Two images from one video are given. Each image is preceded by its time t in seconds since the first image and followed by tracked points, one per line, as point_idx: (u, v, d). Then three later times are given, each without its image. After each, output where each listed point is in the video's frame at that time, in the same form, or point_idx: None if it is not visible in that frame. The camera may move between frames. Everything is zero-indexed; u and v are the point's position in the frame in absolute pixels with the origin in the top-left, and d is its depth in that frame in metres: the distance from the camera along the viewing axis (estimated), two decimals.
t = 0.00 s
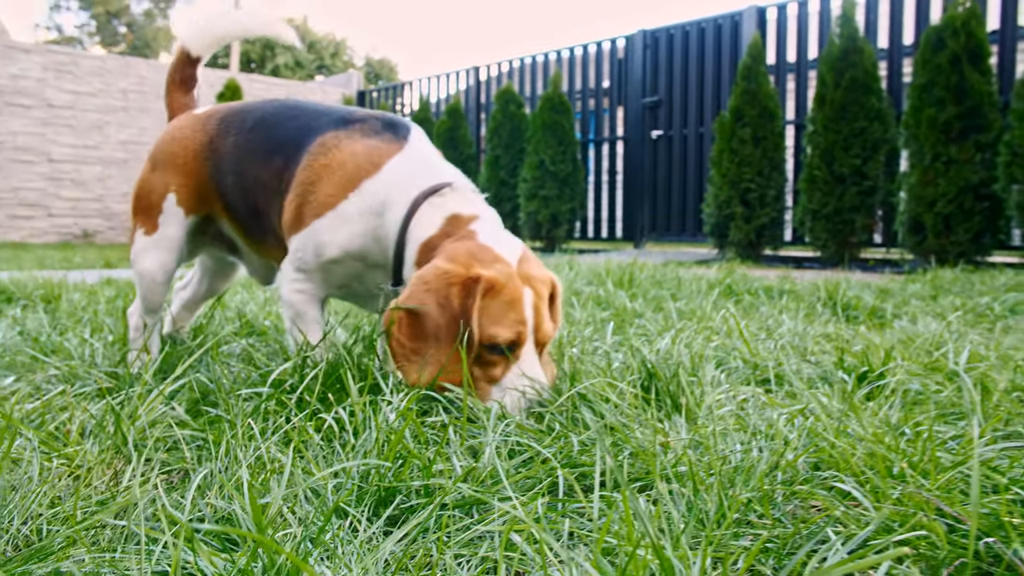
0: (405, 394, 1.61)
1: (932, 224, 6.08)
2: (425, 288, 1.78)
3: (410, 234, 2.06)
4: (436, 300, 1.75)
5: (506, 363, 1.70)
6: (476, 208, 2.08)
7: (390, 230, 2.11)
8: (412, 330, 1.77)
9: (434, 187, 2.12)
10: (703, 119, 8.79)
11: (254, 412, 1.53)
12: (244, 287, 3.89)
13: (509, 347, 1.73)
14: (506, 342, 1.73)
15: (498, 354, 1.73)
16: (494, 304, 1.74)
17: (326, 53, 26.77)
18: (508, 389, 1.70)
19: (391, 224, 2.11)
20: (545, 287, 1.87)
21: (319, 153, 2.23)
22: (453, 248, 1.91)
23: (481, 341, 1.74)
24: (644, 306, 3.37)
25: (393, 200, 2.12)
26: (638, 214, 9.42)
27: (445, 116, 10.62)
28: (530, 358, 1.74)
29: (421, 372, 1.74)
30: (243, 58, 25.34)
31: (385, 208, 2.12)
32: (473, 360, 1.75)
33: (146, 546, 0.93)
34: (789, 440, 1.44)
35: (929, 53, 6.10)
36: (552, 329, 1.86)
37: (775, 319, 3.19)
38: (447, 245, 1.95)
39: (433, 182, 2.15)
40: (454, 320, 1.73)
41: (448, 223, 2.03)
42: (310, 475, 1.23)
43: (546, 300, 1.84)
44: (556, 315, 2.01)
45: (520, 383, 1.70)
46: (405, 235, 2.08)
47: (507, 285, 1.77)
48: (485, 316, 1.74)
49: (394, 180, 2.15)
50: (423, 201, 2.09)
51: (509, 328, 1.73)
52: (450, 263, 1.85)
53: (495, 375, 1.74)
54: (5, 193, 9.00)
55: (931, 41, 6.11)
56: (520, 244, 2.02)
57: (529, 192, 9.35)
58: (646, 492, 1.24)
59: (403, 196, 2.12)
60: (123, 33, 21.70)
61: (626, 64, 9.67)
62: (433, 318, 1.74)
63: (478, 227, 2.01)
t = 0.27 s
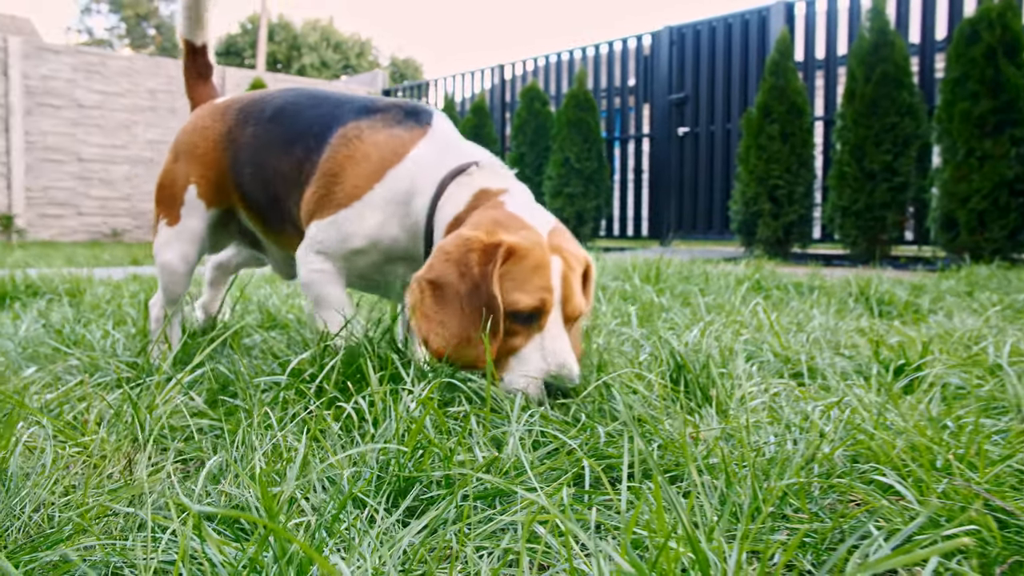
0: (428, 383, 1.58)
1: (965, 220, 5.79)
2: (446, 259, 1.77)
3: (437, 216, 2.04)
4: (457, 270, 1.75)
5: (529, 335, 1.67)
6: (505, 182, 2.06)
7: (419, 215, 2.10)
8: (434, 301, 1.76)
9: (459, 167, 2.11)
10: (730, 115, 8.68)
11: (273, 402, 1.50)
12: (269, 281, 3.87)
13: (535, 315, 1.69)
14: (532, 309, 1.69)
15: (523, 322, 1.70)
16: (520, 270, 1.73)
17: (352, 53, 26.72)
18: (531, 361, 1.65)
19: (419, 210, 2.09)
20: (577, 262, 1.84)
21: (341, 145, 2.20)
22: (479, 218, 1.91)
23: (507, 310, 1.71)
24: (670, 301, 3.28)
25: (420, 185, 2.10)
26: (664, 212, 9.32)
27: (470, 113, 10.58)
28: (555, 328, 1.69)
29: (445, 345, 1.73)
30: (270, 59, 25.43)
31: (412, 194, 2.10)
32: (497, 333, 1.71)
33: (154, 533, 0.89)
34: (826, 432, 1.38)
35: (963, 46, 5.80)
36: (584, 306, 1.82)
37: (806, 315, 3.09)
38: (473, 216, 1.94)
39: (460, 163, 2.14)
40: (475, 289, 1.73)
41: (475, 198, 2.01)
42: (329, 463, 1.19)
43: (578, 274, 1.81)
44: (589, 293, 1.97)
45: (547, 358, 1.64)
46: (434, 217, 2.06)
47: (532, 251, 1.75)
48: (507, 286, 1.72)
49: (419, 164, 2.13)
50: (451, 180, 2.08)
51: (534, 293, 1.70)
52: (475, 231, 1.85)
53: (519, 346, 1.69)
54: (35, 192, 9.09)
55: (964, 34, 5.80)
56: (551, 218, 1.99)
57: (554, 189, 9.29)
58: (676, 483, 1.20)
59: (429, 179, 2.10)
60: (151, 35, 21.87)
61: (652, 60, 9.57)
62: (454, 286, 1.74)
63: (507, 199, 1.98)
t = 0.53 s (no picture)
0: (439, 377, 1.55)
1: (993, 218, 5.60)
2: (458, 243, 1.70)
3: (449, 199, 1.98)
4: (470, 256, 1.68)
5: (561, 325, 1.64)
6: (516, 166, 2.00)
7: (431, 195, 2.02)
8: (447, 288, 1.70)
9: (470, 149, 2.06)
10: (753, 113, 8.57)
11: (283, 397, 1.47)
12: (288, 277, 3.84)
13: (564, 303, 1.66)
14: (561, 297, 1.65)
15: (552, 310, 1.66)
16: (543, 256, 1.67)
17: (373, 53, 26.69)
18: (565, 352, 1.63)
19: (430, 193, 2.02)
20: (600, 244, 1.79)
21: (358, 133, 2.18)
22: (494, 204, 1.83)
23: (534, 298, 1.66)
24: (692, 298, 3.21)
25: (432, 166, 2.04)
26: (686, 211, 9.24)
27: (491, 112, 10.54)
28: (585, 316, 1.66)
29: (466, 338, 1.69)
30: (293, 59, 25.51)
31: (425, 173, 2.04)
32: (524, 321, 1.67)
33: (151, 528, 0.86)
34: (854, 431, 1.32)
35: (992, 40, 5.59)
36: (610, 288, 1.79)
37: (832, 313, 3.01)
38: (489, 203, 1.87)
39: (472, 145, 2.08)
40: (491, 276, 1.67)
41: (487, 183, 1.95)
42: (337, 460, 1.16)
43: (602, 256, 1.77)
44: (615, 274, 1.93)
45: (582, 349, 1.62)
46: (445, 200, 1.99)
47: (555, 236, 1.70)
48: (526, 269, 1.67)
49: (433, 146, 2.09)
50: (462, 162, 2.03)
51: (561, 280, 1.65)
52: (491, 217, 1.77)
53: (549, 336, 1.66)
54: (59, 191, 9.15)
55: (993, 29, 5.59)
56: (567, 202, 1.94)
57: (575, 187, 9.23)
58: (697, 483, 1.15)
59: (442, 161, 2.05)
60: (175, 37, 21.99)
61: (673, 58, 9.47)
62: (468, 274, 1.68)
63: (520, 183, 1.92)
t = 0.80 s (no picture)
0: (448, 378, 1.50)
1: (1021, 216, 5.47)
2: (504, 251, 1.54)
3: (471, 196, 1.88)
4: (519, 265, 1.53)
5: (618, 330, 1.55)
6: (541, 157, 1.92)
7: (451, 195, 1.93)
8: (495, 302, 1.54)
9: (490, 141, 1.98)
10: (775, 111, 8.46)
11: (287, 395, 1.42)
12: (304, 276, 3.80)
13: (618, 305, 1.57)
14: (614, 300, 1.56)
15: (606, 314, 1.56)
16: (595, 257, 1.56)
17: (393, 53, 26.69)
18: (621, 358, 1.55)
19: (450, 193, 1.93)
20: (640, 239, 1.72)
21: (365, 136, 2.12)
22: (531, 202, 1.71)
23: (587, 302, 1.55)
24: (712, 297, 3.14)
25: (450, 165, 1.96)
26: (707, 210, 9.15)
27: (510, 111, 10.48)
28: (638, 318, 1.59)
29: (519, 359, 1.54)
30: (313, 59, 25.56)
31: (443, 172, 1.95)
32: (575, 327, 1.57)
33: (131, 532, 0.82)
34: (882, 433, 1.26)
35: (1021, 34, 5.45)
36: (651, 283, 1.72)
37: (857, 312, 2.92)
38: (524, 200, 1.76)
39: (492, 138, 2.00)
40: (542, 285, 1.53)
41: (514, 174, 1.86)
42: (339, 462, 1.11)
43: (644, 250, 1.70)
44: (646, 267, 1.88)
45: (641, 354, 1.55)
46: (466, 198, 1.89)
47: (604, 234, 1.59)
48: (576, 273, 1.56)
49: (448, 144, 2.00)
50: (484, 154, 1.95)
51: (617, 281, 1.56)
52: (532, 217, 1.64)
53: (603, 340, 1.57)
54: (82, 191, 9.20)
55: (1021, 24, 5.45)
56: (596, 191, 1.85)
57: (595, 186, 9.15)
58: (715, 488, 1.09)
59: (459, 158, 1.96)
60: (197, 38, 22.09)
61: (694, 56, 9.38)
62: (518, 285, 1.52)
63: (549, 174, 1.84)
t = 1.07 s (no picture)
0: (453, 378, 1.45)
1: None
2: (562, 255, 1.45)
3: (507, 191, 1.80)
4: (580, 269, 1.44)
5: (674, 333, 1.46)
6: (579, 146, 1.84)
7: (480, 193, 1.85)
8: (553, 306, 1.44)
9: (525, 130, 1.89)
10: (794, 109, 8.34)
11: (287, 395, 1.38)
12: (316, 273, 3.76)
13: (675, 307, 1.48)
14: (672, 301, 1.48)
15: (661, 317, 1.48)
16: (654, 257, 1.47)
17: (411, 53, 26.59)
18: (676, 360, 1.47)
19: (480, 191, 1.85)
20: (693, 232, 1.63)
21: (374, 129, 2.06)
22: (584, 195, 1.61)
23: (645, 304, 1.47)
24: (729, 295, 3.06)
25: (480, 161, 1.88)
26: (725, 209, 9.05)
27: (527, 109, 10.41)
28: (693, 320, 1.51)
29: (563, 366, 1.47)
30: (331, 59, 25.52)
31: (473, 170, 1.88)
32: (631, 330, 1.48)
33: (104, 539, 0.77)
34: (910, 437, 1.20)
35: None
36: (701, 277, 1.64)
37: (879, 311, 2.84)
38: (574, 194, 1.67)
39: (524, 126, 1.92)
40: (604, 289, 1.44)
41: (555, 165, 1.78)
42: (335, 465, 1.06)
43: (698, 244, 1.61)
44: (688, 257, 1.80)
45: (693, 359, 1.47)
46: (500, 195, 1.81)
47: (665, 232, 1.50)
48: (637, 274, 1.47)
49: (472, 138, 1.92)
50: (517, 143, 1.87)
51: (675, 284, 1.47)
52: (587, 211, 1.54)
53: (656, 343, 1.49)
54: (100, 190, 9.23)
55: None
56: (645, 180, 1.76)
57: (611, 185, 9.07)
58: (732, 496, 1.03)
59: (488, 151, 1.88)
60: (216, 38, 22.08)
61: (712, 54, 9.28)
62: (576, 290, 1.43)
63: (594, 163, 1.75)
